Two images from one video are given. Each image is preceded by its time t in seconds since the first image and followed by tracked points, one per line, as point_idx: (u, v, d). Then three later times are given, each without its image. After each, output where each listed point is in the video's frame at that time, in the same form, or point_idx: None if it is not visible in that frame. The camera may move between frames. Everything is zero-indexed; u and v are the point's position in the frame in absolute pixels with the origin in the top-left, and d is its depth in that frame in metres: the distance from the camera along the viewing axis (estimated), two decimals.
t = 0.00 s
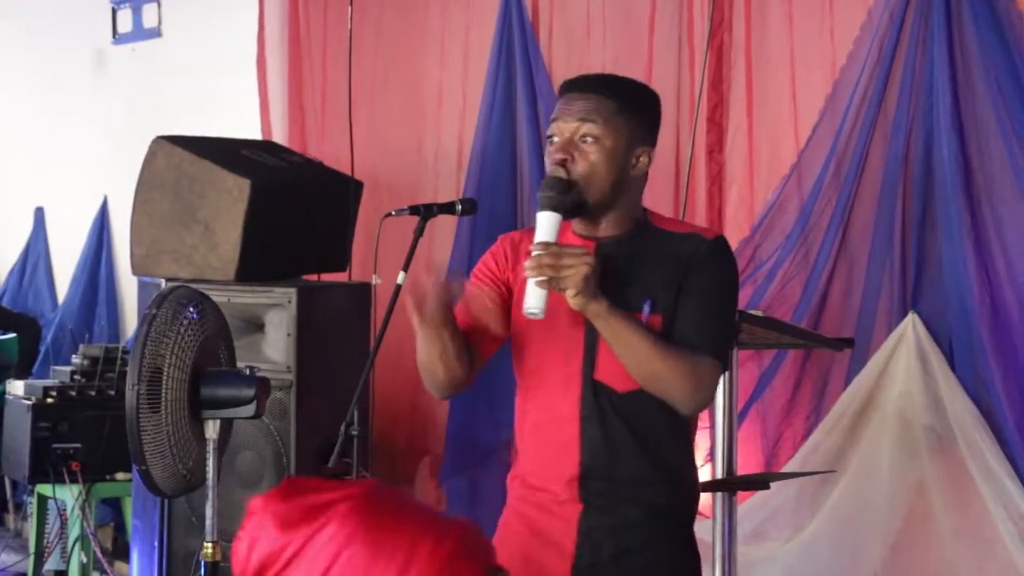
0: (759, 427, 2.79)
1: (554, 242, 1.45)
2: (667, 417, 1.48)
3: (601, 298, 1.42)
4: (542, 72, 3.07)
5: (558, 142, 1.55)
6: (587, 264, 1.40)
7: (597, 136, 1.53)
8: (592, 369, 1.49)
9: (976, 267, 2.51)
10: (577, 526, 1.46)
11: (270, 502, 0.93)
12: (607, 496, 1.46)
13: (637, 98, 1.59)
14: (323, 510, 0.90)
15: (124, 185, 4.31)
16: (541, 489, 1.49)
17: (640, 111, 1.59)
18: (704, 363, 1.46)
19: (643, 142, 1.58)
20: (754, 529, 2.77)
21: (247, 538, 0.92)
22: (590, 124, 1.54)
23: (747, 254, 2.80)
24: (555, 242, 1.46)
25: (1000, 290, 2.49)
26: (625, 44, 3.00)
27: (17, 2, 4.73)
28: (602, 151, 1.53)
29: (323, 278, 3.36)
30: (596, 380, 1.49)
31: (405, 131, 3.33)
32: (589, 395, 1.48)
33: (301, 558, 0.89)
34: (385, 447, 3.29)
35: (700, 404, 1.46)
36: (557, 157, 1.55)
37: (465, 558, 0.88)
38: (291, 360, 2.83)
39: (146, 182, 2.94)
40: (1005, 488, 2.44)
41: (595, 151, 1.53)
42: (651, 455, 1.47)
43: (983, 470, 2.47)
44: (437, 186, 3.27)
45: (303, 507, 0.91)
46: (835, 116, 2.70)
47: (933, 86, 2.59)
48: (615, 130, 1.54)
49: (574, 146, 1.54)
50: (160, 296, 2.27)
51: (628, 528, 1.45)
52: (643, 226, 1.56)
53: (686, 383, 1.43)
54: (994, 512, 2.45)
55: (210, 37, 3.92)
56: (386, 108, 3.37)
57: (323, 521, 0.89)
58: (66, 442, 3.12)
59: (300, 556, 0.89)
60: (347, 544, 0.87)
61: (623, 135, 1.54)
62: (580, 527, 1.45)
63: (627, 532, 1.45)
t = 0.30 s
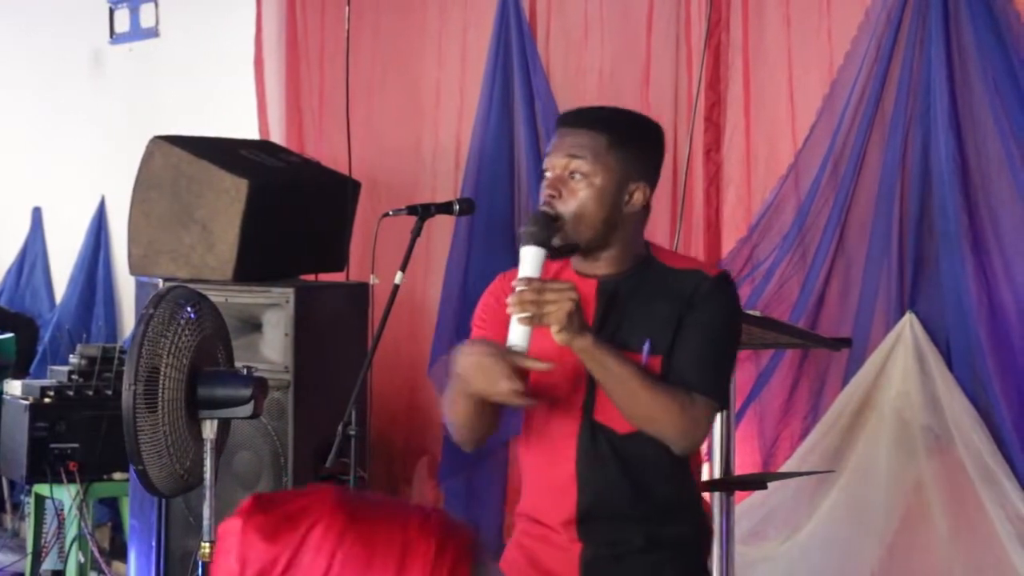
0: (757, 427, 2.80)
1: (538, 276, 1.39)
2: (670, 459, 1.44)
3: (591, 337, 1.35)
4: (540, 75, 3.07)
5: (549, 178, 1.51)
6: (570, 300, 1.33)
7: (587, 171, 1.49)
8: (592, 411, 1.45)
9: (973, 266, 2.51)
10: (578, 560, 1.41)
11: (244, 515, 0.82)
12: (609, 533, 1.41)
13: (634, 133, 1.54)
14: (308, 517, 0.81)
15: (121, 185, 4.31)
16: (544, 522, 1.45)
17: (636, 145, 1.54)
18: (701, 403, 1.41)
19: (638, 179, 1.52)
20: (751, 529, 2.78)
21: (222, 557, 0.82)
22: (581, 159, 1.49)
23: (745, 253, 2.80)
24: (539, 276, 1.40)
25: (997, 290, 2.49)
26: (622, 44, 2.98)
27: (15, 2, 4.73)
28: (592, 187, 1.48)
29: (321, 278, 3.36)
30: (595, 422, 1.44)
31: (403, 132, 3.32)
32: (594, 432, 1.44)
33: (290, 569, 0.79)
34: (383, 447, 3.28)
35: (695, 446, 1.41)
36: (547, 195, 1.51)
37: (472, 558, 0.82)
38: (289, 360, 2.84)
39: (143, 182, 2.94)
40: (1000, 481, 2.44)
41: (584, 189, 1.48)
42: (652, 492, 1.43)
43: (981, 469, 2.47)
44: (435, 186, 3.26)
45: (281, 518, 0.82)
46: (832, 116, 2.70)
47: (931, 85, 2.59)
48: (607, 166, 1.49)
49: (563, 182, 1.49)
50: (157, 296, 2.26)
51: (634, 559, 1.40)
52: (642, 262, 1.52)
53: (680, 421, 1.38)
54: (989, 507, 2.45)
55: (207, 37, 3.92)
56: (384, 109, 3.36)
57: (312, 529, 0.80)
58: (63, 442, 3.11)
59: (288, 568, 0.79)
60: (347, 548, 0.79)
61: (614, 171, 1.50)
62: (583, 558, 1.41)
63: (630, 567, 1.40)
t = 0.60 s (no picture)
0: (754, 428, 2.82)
1: (613, 258, 1.36)
2: (766, 442, 1.40)
3: (671, 318, 1.33)
4: (538, 72, 3.04)
5: (630, 155, 1.45)
6: (647, 281, 1.30)
7: (668, 147, 1.43)
8: (683, 393, 1.43)
9: (971, 267, 2.52)
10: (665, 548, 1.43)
11: (263, 535, 0.95)
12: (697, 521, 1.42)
13: (718, 103, 1.48)
14: (327, 527, 0.98)
15: (120, 185, 4.31)
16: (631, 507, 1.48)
17: (719, 116, 1.47)
18: (792, 378, 1.38)
19: (721, 152, 1.46)
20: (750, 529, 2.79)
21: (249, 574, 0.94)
22: (660, 135, 1.44)
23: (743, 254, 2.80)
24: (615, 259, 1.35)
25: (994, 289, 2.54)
26: (620, 45, 2.97)
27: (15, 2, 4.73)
28: (673, 162, 1.43)
29: (319, 278, 3.35)
30: (688, 401, 1.42)
31: (401, 132, 3.31)
32: (690, 416, 1.42)
33: (325, 573, 0.95)
34: (382, 447, 3.28)
35: (791, 422, 1.39)
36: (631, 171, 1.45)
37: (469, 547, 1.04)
38: (287, 360, 2.84)
39: (142, 182, 2.94)
40: (1001, 485, 2.45)
41: (668, 164, 1.43)
42: (746, 481, 1.40)
43: (980, 469, 2.46)
44: (433, 186, 3.25)
45: (302, 534, 0.97)
46: (831, 116, 2.70)
47: (929, 85, 2.60)
48: (686, 141, 1.44)
49: (646, 158, 1.43)
50: (156, 295, 2.27)
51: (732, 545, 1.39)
52: (729, 239, 1.48)
53: (773, 400, 1.36)
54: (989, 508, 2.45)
55: (206, 37, 3.92)
56: (383, 109, 3.35)
57: (336, 537, 0.97)
58: (62, 442, 3.11)
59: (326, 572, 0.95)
60: (373, 547, 0.97)
61: (695, 145, 1.44)
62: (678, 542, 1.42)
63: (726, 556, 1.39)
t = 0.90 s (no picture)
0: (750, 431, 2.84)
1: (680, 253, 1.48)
2: (838, 439, 1.50)
3: (734, 310, 1.44)
4: (535, 75, 3.05)
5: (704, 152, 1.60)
6: (708, 275, 1.41)
7: (736, 144, 1.57)
8: (756, 388, 1.55)
9: (967, 267, 2.54)
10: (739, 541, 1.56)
11: (281, 531, 0.95)
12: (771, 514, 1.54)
13: (791, 99, 1.59)
14: (342, 523, 0.98)
15: (116, 185, 4.32)
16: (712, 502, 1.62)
17: (791, 112, 1.59)
18: (857, 375, 1.47)
19: (792, 148, 1.57)
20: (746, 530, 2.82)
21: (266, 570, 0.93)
22: (728, 132, 1.57)
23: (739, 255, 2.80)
24: (683, 254, 1.48)
25: (991, 290, 2.54)
26: (616, 45, 2.97)
27: (10, 1, 4.72)
28: (742, 159, 1.56)
29: (315, 279, 3.35)
30: (758, 398, 1.54)
31: (397, 132, 3.30)
32: (764, 414, 1.53)
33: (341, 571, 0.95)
34: (378, 446, 3.27)
35: (858, 420, 1.47)
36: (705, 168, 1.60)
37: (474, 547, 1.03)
38: (281, 360, 2.83)
39: (138, 183, 2.93)
40: (1000, 492, 2.50)
41: (737, 160, 1.56)
42: (820, 476, 1.51)
43: (976, 470, 2.51)
44: (430, 185, 3.24)
45: (314, 530, 0.96)
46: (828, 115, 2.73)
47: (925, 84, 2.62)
48: (754, 137, 1.56)
49: (717, 155, 1.57)
50: (152, 296, 2.27)
51: (797, 544, 1.52)
52: (807, 234, 1.58)
53: (837, 396, 1.45)
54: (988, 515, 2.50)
55: (202, 37, 3.91)
56: (379, 109, 3.33)
57: (350, 534, 0.97)
58: (57, 442, 3.11)
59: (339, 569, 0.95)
60: (385, 544, 0.97)
61: (763, 142, 1.56)
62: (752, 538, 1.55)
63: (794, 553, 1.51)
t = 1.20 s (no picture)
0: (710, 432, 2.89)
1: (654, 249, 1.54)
2: (809, 431, 1.47)
3: (697, 303, 1.46)
4: (494, 75, 3.04)
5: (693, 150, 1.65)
6: (672, 270, 1.46)
7: (715, 140, 1.60)
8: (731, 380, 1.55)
9: (923, 266, 2.61)
10: (725, 535, 1.55)
11: (228, 529, 0.84)
12: (749, 507, 1.52)
13: (779, 96, 1.59)
14: (295, 523, 0.87)
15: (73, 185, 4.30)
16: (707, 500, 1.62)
17: (773, 106, 1.59)
18: (815, 368, 1.43)
19: (771, 144, 1.58)
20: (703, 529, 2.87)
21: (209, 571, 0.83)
22: (710, 129, 1.62)
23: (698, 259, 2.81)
24: (656, 249, 1.54)
25: (947, 289, 2.61)
26: (576, 44, 2.97)
27: None
28: (722, 155, 1.59)
29: (272, 280, 3.32)
30: (732, 387, 1.55)
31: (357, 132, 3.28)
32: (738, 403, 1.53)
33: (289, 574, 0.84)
34: (335, 447, 3.25)
35: (817, 413, 1.42)
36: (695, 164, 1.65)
37: (437, 554, 0.92)
38: (239, 360, 2.82)
39: (94, 182, 2.90)
40: (955, 492, 2.57)
41: (715, 156, 1.60)
42: (797, 470, 1.48)
43: (931, 471, 2.61)
44: (389, 186, 3.22)
45: (261, 528, 0.86)
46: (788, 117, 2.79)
47: (882, 87, 2.68)
48: (731, 135, 1.59)
49: (701, 151, 1.62)
50: (107, 295, 2.24)
51: (765, 540, 1.49)
52: (794, 230, 1.56)
53: (789, 386, 1.42)
54: (947, 519, 2.58)
55: (164, 38, 3.90)
56: (338, 109, 3.32)
57: (302, 535, 0.86)
58: (12, 443, 3.09)
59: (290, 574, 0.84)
60: (339, 548, 0.86)
61: (742, 138, 1.58)
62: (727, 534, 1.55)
63: (764, 551, 1.49)
